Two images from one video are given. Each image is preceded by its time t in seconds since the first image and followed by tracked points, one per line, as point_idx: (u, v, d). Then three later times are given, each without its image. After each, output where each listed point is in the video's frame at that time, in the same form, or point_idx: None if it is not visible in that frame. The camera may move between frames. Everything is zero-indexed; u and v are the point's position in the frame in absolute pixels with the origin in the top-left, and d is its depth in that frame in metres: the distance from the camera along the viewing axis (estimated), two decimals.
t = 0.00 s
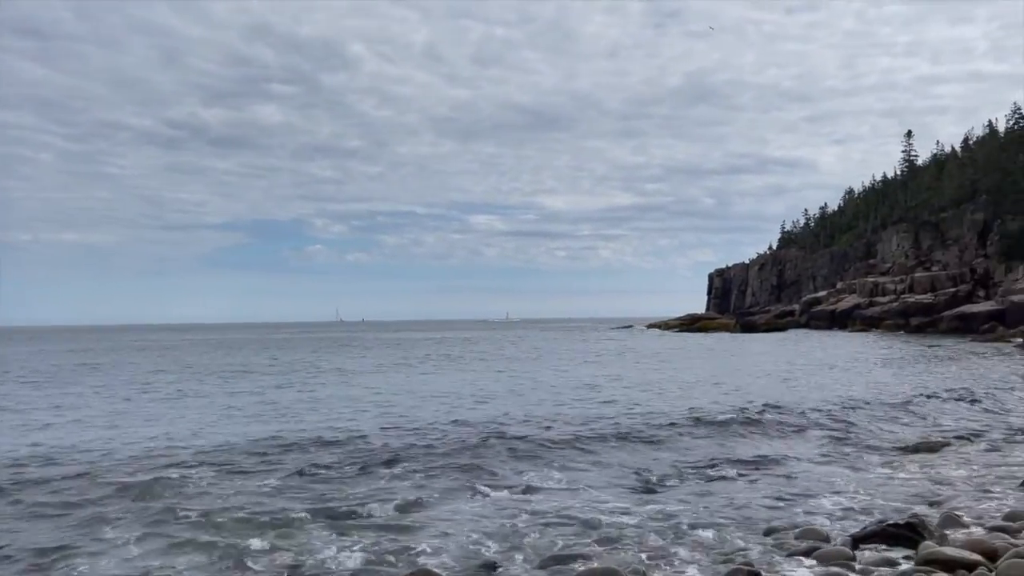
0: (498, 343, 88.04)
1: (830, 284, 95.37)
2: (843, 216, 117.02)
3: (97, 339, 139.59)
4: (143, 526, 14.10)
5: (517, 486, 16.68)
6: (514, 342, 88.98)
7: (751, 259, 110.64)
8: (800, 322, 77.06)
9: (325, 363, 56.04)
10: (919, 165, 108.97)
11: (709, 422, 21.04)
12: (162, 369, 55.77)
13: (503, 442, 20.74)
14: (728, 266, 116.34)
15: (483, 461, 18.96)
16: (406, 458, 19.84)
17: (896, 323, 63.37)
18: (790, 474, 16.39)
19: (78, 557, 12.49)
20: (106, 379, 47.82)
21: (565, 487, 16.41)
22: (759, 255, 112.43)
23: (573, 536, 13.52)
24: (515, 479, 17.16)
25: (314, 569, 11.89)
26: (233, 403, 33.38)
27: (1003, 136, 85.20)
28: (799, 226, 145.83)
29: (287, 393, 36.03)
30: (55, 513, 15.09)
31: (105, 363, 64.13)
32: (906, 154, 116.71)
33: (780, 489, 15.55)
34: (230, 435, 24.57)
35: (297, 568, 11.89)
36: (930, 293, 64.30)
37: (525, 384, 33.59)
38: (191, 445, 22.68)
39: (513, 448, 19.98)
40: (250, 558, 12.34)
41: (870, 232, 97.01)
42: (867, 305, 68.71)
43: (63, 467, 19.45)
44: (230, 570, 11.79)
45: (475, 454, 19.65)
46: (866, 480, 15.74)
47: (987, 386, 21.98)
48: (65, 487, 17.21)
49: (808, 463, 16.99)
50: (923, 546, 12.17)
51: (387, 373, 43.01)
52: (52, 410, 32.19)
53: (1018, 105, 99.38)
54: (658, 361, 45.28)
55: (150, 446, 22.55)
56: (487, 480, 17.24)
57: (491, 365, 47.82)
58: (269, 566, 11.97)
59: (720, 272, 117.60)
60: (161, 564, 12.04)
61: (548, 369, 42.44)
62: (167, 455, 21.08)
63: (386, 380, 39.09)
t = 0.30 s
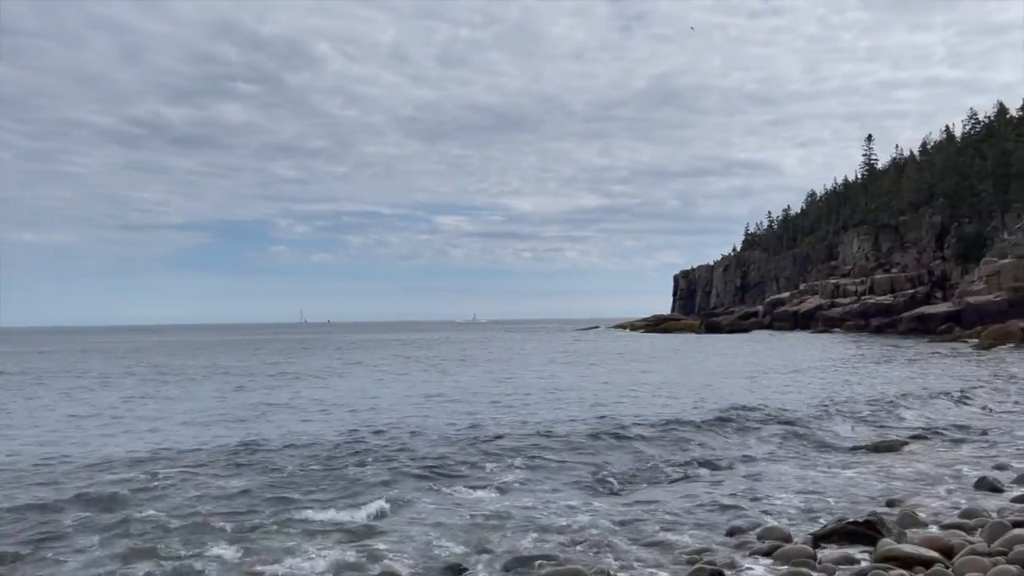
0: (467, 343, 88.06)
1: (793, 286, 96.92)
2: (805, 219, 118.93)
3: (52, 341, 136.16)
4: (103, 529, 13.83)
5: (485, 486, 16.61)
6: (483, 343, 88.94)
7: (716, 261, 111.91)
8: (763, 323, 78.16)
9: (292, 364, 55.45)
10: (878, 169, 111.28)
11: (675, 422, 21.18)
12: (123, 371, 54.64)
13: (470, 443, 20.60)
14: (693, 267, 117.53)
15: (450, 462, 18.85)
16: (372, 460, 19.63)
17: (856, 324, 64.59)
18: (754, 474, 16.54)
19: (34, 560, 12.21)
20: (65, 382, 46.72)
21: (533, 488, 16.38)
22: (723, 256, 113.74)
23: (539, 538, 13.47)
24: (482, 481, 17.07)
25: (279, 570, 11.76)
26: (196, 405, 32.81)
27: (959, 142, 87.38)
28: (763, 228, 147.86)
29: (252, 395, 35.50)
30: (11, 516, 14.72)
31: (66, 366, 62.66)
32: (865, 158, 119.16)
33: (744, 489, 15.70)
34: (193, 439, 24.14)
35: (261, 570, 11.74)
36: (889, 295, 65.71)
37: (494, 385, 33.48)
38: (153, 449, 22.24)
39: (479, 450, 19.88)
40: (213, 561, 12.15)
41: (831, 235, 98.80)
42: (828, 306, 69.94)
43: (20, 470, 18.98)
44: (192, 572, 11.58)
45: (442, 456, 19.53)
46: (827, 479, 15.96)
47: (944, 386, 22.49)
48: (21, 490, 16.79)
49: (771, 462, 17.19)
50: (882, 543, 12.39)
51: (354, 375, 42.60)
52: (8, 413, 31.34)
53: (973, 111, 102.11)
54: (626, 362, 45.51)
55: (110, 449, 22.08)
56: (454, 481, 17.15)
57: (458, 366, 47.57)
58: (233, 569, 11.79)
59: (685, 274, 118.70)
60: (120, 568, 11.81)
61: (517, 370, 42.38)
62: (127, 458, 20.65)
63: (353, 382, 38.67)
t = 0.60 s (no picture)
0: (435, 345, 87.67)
1: (758, 287, 98.20)
2: (770, 221, 120.50)
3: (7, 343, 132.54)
4: (60, 534, 13.47)
5: (453, 488, 16.49)
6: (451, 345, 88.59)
7: (683, 262, 112.82)
8: (729, 324, 79.02)
9: (257, 366, 54.71)
10: (841, 172, 113.23)
11: (644, 422, 21.31)
12: (82, 374, 53.37)
13: (438, 445, 20.42)
14: (660, 269, 118.41)
15: (418, 464, 18.69)
16: (339, 462, 19.38)
17: (820, 325, 65.53)
18: (721, 474, 16.65)
19: None
20: (21, 385, 45.52)
21: (501, 489, 16.31)
22: (690, 258, 114.75)
23: (508, 539, 13.40)
24: (450, 483, 16.95)
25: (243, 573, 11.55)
26: (158, 408, 32.13)
27: (919, 146, 89.16)
28: (729, 229, 149.56)
29: (215, 397, 34.90)
30: None
31: (21, 368, 60.98)
32: (829, 162, 121.19)
33: (712, 488, 15.82)
34: (155, 442, 23.63)
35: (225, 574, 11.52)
36: (852, 296, 66.86)
37: (462, 386, 33.32)
38: (113, 452, 21.73)
39: (448, 451, 19.74)
40: (174, 565, 11.90)
41: (795, 237, 100.27)
42: (793, 308, 70.87)
43: None
44: None
45: (411, 457, 19.36)
46: (792, 479, 16.12)
47: (905, 386, 22.94)
48: None
49: (739, 462, 17.34)
50: (845, 541, 12.55)
51: (320, 377, 42.05)
52: None
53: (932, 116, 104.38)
54: (594, 363, 45.62)
55: (68, 453, 21.52)
56: (421, 483, 17.00)
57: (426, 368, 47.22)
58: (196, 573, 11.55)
59: (653, 275, 119.51)
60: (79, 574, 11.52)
61: (485, 371, 42.21)
62: (87, 462, 20.15)
63: (319, 383, 38.23)
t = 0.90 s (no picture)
0: (404, 346, 87.09)
1: (726, 289, 99.19)
2: (737, 223, 121.89)
3: None
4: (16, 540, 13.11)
5: (421, 490, 16.38)
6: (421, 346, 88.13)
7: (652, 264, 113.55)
8: (697, 325, 79.65)
9: (221, 367, 53.97)
10: (807, 176, 114.84)
11: (612, 423, 21.41)
12: (39, 376, 52.11)
13: (406, 447, 20.28)
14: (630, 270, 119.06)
15: (385, 466, 18.54)
16: (306, 465, 19.14)
17: (786, 326, 66.33)
18: (688, 475, 16.72)
19: None
20: None
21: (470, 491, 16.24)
22: (659, 259, 115.54)
23: (477, 541, 13.34)
24: (419, 484, 16.83)
25: None
26: (119, 411, 31.47)
27: (882, 151, 90.69)
28: (697, 231, 151.03)
29: (177, 399, 34.30)
30: None
31: None
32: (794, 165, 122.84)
33: (678, 488, 15.92)
34: (116, 445, 23.14)
35: None
36: (818, 298, 67.82)
37: (430, 387, 33.16)
38: (72, 456, 21.21)
39: (416, 453, 19.61)
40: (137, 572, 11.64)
41: (762, 239, 101.43)
42: (760, 309, 71.65)
43: None
44: None
45: (378, 459, 19.24)
46: (759, 479, 16.26)
47: (867, 386, 23.37)
48: None
49: (705, 461, 17.50)
50: (809, 540, 12.67)
51: (286, 378, 41.58)
52: None
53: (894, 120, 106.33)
54: (561, 364, 45.70)
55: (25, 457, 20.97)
56: (389, 485, 16.86)
57: (395, 369, 46.92)
58: None
59: (622, 277, 120.11)
60: None
61: (452, 373, 42.02)
62: (45, 466, 19.64)
63: (285, 385, 37.81)
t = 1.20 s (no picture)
0: (374, 348, 86.52)
1: (695, 291, 100.03)
2: (706, 226, 123.14)
3: None
4: None
5: (390, 492, 16.26)
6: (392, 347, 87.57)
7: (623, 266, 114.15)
8: (666, 327, 80.14)
9: (185, 368, 53.19)
10: (775, 179, 116.31)
11: (582, 424, 21.46)
12: None
13: (374, 449, 20.15)
14: (600, 272, 119.58)
15: (355, 468, 18.41)
16: (272, 467, 18.96)
17: (754, 327, 67.06)
18: (656, 476, 16.83)
19: None
20: None
21: (439, 492, 16.16)
22: (629, 262, 116.23)
23: (447, 543, 13.32)
24: (387, 486, 16.73)
25: None
26: (80, 414, 30.87)
27: (848, 155, 92.13)
28: (666, 234, 152.14)
29: (140, 402, 33.75)
30: None
31: None
32: (763, 169, 124.42)
33: (648, 489, 16.03)
34: (77, 448, 22.66)
35: None
36: (785, 300, 68.68)
37: (400, 389, 33.03)
38: (31, 459, 20.73)
39: (385, 454, 19.50)
40: None
41: (731, 242, 102.47)
42: (728, 311, 72.36)
43: None
44: None
45: (347, 461, 19.10)
46: (725, 480, 16.40)
47: (832, 387, 23.75)
48: None
49: (674, 462, 17.63)
50: (774, 540, 12.78)
51: (252, 380, 41.06)
52: None
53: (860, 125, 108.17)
54: (530, 366, 45.78)
55: None
56: (358, 487, 16.74)
57: (362, 371, 46.62)
58: None
59: (592, 278, 120.56)
60: None
61: (421, 374, 41.87)
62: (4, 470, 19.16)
63: (252, 387, 37.37)
